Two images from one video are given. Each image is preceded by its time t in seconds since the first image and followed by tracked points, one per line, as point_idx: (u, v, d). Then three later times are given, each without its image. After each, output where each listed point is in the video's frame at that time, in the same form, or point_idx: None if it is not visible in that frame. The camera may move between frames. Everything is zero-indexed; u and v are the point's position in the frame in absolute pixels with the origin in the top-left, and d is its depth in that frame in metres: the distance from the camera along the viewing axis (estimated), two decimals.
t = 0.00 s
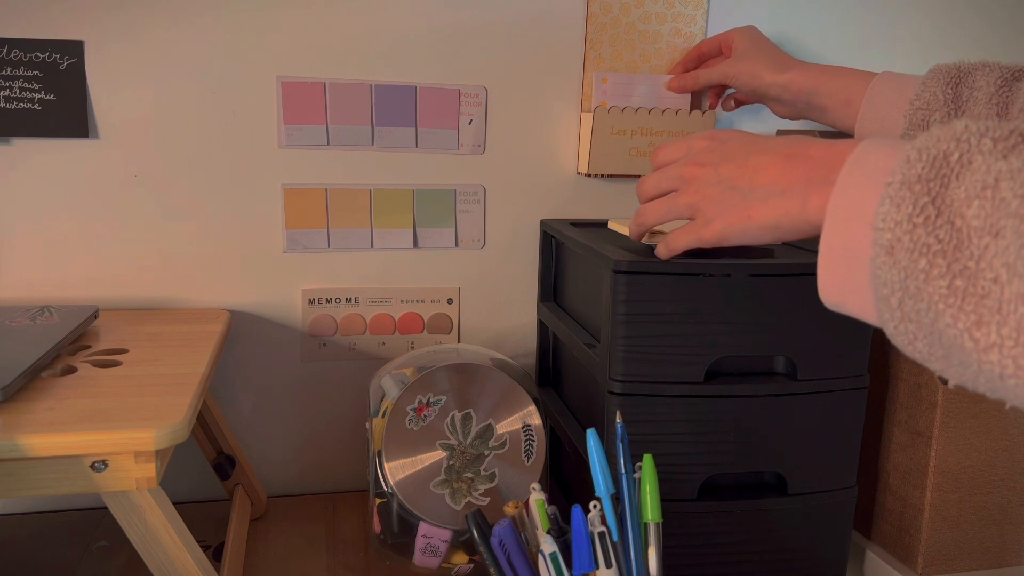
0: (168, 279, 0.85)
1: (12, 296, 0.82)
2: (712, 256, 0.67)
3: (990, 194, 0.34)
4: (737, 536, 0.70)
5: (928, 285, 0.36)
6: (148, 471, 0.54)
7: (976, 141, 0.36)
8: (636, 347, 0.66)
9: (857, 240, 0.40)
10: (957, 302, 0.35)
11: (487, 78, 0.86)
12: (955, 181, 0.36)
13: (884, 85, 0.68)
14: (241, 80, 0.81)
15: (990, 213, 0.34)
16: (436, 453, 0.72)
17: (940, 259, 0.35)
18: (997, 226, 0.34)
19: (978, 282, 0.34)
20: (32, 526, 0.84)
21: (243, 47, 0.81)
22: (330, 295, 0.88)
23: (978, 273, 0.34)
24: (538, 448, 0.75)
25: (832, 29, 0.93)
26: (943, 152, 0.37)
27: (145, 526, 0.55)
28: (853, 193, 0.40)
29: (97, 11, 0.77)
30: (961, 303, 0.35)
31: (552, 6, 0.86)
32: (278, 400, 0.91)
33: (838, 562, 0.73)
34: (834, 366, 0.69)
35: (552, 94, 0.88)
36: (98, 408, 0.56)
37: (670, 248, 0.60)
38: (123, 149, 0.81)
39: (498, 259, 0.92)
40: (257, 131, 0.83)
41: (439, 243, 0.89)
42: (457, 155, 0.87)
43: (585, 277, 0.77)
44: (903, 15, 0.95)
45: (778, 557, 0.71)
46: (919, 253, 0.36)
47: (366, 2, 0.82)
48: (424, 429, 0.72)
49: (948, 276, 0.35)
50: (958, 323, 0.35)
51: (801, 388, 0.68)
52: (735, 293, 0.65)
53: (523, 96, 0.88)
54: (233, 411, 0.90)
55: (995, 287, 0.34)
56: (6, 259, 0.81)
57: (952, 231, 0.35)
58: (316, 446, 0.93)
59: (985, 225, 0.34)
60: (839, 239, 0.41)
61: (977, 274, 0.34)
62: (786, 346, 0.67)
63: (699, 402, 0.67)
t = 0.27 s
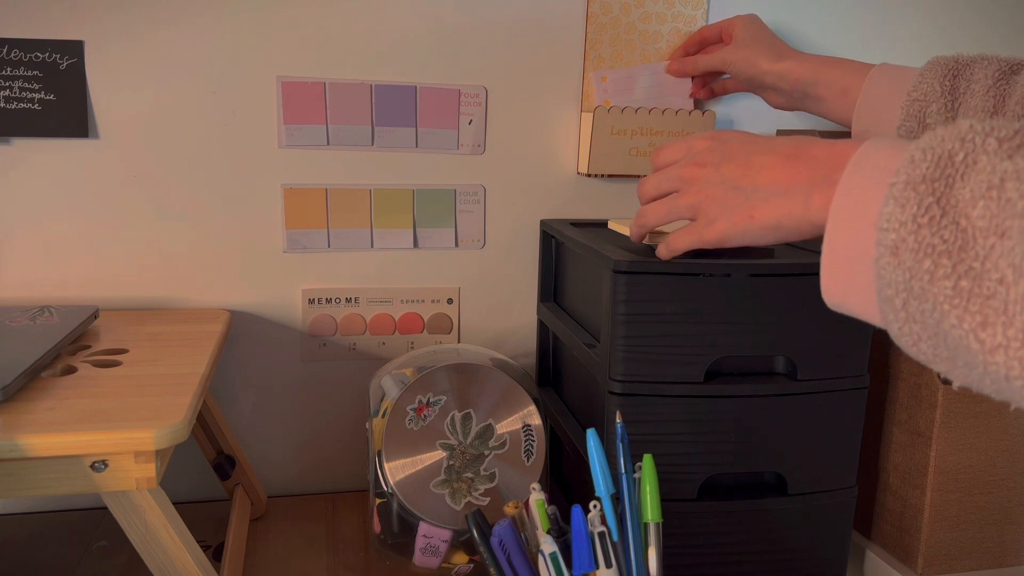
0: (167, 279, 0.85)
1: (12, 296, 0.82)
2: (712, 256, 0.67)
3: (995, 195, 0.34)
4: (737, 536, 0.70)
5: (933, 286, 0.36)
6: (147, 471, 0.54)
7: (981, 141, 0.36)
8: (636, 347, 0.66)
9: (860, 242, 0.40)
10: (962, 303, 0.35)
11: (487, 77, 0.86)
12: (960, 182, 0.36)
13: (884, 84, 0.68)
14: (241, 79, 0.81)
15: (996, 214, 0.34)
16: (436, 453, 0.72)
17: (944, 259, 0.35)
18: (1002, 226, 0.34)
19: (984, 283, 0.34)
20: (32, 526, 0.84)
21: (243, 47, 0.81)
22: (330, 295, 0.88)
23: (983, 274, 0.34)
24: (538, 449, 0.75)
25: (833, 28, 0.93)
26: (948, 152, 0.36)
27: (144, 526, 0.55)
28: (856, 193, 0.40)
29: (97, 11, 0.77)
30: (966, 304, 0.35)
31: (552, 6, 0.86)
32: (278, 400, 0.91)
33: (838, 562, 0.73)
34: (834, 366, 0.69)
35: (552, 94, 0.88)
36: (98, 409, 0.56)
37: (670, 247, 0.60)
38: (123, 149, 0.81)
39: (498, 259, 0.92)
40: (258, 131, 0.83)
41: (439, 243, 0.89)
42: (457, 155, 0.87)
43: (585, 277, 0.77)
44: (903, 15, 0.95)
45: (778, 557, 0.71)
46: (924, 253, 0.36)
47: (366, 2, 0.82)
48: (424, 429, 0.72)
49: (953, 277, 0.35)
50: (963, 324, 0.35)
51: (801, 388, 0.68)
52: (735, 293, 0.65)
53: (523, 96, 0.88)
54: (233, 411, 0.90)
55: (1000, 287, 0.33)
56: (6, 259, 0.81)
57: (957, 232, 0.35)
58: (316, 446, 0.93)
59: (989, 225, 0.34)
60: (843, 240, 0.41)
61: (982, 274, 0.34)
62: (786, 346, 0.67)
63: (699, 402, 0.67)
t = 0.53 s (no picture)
0: (167, 279, 0.85)
1: (11, 295, 0.82)
2: (712, 256, 0.67)
3: (1010, 198, 0.35)
4: (737, 536, 0.70)
5: (946, 291, 0.36)
6: (148, 471, 0.54)
7: (994, 143, 0.36)
8: (637, 347, 0.66)
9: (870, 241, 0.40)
10: (976, 309, 0.35)
11: (487, 78, 0.86)
12: (973, 183, 0.36)
13: (884, 84, 0.68)
14: (241, 79, 0.81)
15: (1010, 218, 0.34)
16: (436, 453, 0.72)
17: (958, 264, 0.36)
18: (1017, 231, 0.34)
19: (998, 288, 0.34)
20: (32, 526, 0.84)
21: (244, 47, 0.81)
22: (330, 295, 0.88)
23: (998, 280, 0.35)
24: (538, 449, 0.75)
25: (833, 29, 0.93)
26: (961, 153, 0.37)
27: (145, 526, 0.55)
28: (862, 194, 0.40)
29: (97, 11, 0.77)
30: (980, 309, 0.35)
31: (552, 6, 0.86)
32: (279, 400, 0.91)
33: (838, 562, 0.73)
34: (834, 366, 0.69)
35: (552, 94, 0.88)
36: (98, 408, 0.56)
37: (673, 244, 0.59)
38: (123, 149, 0.81)
39: (498, 259, 0.92)
40: (258, 131, 0.83)
41: (440, 243, 0.89)
42: (457, 154, 0.87)
43: (585, 277, 0.77)
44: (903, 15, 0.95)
45: (778, 557, 0.71)
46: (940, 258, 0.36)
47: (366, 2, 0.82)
48: (424, 429, 0.72)
49: (967, 281, 0.35)
50: (977, 330, 0.35)
51: (801, 388, 0.68)
52: (735, 293, 0.65)
53: (523, 96, 0.88)
54: (233, 411, 0.90)
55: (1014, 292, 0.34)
56: (6, 259, 0.81)
57: (970, 235, 0.35)
58: (316, 446, 0.93)
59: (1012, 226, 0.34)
60: (851, 241, 0.41)
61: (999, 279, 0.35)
62: (787, 346, 0.67)
63: (699, 402, 0.67)
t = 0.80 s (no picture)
0: (167, 279, 0.85)
1: (11, 295, 0.82)
2: (712, 256, 0.67)
3: None
4: (737, 536, 0.70)
5: None
6: (147, 471, 0.54)
7: None
8: (636, 347, 0.66)
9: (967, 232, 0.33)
10: None
11: (487, 77, 0.86)
12: None
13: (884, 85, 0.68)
14: (241, 79, 0.81)
15: None
16: (436, 453, 0.72)
17: None
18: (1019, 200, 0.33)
19: None
20: (32, 526, 0.84)
21: (244, 46, 0.81)
22: (330, 295, 0.88)
23: None
24: (538, 448, 0.75)
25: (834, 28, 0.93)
26: None
27: (144, 526, 0.55)
28: (983, 172, 0.33)
29: (97, 11, 0.77)
30: None
31: (552, 6, 0.86)
32: (279, 400, 0.91)
33: (838, 562, 0.73)
34: (834, 366, 0.69)
35: (552, 94, 0.88)
36: (98, 408, 0.56)
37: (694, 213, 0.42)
38: (123, 149, 0.81)
39: (498, 259, 0.92)
40: (258, 131, 0.83)
41: (440, 243, 0.89)
42: (457, 154, 0.87)
43: (585, 277, 0.77)
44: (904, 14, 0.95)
45: (778, 557, 0.71)
46: None
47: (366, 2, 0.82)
48: (424, 429, 0.72)
49: None
50: None
51: (801, 388, 0.68)
52: (735, 293, 0.65)
53: (523, 96, 0.88)
54: (233, 411, 0.90)
55: None
56: (6, 259, 0.81)
57: None
58: (316, 446, 0.93)
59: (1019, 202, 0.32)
60: (968, 222, 0.33)
61: None
62: (787, 346, 0.67)
63: (699, 402, 0.67)
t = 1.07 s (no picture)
0: (167, 280, 0.85)
1: (11, 295, 0.82)
2: (712, 256, 0.67)
3: None
4: (737, 535, 0.70)
5: None
6: (147, 471, 0.54)
7: None
8: (637, 346, 0.66)
9: None
10: None
11: (487, 77, 0.86)
12: None
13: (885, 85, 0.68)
14: (241, 79, 0.81)
15: None
16: (436, 454, 0.72)
17: None
18: None
19: None
20: (32, 526, 0.84)
21: (244, 46, 0.81)
22: (330, 295, 0.88)
23: None
24: (538, 448, 0.75)
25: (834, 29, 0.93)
26: None
27: (144, 526, 0.55)
28: None
29: (97, 11, 0.77)
30: None
31: (553, 6, 0.86)
32: (279, 400, 0.91)
33: (838, 562, 0.73)
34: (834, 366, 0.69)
35: (552, 94, 0.88)
36: (98, 408, 0.56)
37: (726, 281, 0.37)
38: (123, 149, 0.81)
39: (498, 259, 0.92)
40: (258, 131, 0.83)
41: (440, 243, 0.89)
42: (457, 154, 0.87)
43: (585, 277, 0.77)
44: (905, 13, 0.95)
45: (778, 557, 0.71)
46: None
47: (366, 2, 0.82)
48: (424, 429, 0.72)
49: None
50: None
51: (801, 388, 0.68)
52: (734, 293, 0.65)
53: (523, 96, 0.88)
54: (233, 411, 0.90)
55: None
56: (6, 259, 0.81)
57: None
58: (316, 446, 0.93)
59: None
60: None
61: None
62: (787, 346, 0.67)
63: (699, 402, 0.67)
